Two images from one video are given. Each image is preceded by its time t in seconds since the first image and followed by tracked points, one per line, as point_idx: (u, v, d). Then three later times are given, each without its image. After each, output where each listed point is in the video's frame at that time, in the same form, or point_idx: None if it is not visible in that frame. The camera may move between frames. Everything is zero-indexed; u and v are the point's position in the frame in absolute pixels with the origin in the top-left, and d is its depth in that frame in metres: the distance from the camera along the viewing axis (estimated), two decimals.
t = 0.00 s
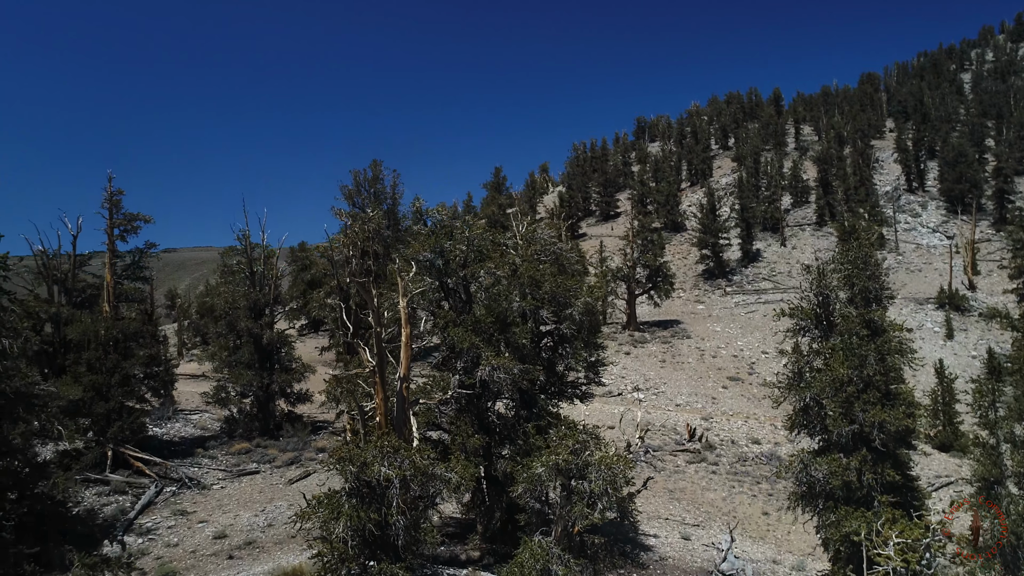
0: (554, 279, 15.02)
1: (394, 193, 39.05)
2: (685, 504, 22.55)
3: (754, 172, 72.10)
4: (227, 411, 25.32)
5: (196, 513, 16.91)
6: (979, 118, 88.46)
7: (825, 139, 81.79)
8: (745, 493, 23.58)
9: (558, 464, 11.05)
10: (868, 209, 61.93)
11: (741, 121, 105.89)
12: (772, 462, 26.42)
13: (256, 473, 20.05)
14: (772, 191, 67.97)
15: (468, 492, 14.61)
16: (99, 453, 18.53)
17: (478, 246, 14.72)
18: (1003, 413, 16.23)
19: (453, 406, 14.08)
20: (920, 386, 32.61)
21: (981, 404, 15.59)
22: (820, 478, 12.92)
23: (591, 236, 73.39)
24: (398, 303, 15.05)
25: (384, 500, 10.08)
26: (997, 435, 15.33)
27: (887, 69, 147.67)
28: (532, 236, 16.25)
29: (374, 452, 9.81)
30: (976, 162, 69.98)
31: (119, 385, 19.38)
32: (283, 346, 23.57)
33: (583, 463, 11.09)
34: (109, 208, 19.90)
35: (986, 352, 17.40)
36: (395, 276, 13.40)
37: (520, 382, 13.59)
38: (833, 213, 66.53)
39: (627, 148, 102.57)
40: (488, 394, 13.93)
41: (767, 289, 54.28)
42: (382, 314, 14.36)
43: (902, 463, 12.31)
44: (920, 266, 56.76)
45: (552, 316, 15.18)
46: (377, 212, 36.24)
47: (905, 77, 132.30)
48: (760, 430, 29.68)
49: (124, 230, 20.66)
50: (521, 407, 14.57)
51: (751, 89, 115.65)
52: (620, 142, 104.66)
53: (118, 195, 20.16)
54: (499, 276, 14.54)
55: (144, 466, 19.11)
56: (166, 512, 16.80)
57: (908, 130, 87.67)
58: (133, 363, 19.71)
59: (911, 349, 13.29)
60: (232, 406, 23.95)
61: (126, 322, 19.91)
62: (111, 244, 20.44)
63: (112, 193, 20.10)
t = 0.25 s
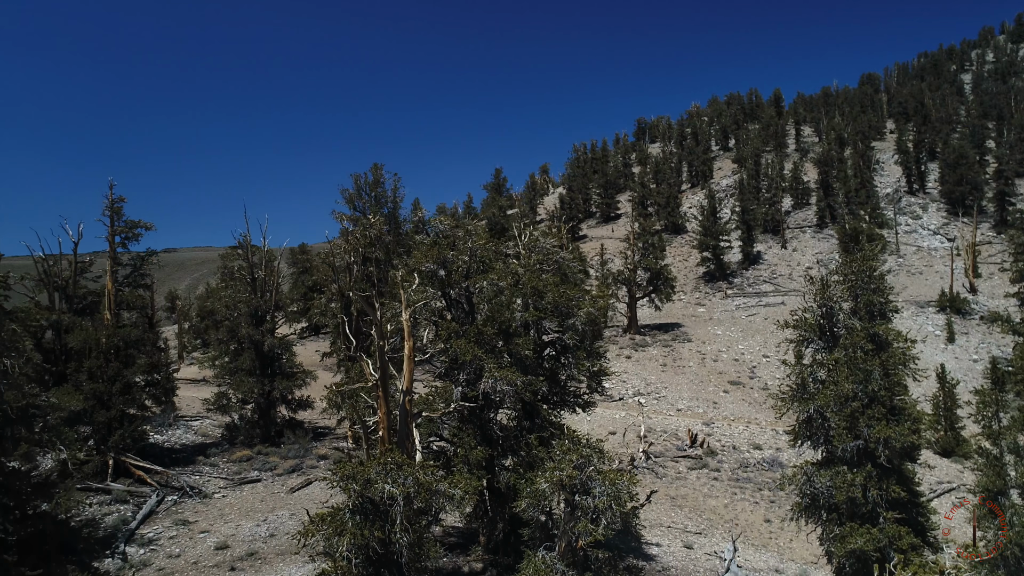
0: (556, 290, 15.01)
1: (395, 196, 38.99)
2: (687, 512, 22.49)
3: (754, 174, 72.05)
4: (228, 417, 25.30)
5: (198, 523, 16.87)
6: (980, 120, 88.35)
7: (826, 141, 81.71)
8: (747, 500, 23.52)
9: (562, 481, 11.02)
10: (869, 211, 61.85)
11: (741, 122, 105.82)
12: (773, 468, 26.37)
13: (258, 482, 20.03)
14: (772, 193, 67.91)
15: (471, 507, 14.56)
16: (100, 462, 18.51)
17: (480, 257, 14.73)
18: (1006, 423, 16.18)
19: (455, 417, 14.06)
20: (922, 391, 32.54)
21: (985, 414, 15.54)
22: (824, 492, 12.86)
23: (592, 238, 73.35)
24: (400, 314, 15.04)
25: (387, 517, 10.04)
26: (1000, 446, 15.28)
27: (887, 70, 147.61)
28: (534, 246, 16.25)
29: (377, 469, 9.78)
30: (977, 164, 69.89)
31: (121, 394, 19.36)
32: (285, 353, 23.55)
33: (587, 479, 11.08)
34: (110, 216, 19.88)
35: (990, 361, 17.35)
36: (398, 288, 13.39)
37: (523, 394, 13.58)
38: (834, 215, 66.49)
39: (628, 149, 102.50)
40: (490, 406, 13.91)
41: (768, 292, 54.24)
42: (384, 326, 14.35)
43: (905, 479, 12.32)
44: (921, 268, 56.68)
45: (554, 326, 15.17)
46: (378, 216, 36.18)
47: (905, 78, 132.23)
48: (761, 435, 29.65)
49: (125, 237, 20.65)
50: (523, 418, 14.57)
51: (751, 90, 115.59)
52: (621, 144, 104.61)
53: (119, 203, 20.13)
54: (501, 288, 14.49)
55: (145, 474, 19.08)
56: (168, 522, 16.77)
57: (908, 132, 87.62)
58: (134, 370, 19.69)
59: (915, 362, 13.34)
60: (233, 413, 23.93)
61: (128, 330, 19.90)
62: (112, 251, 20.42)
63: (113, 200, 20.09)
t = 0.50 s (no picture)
0: (561, 302, 14.96)
1: (396, 201, 38.91)
2: (690, 520, 22.44)
3: (755, 176, 71.97)
4: (229, 425, 25.24)
5: (201, 534, 16.80)
6: (980, 121, 88.31)
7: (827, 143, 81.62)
8: (750, 507, 23.46)
9: (569, 498, 11.01)
10: (870, 213, 61.77)
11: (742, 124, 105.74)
12: (776, 475, 26.31)
13: (261, 491, 20.00)
14: (773, 195, 67.87)
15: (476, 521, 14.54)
16: (103, 471, 18.47)
17: (485, 269, 14.68)
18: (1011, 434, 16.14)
19: (460, 431, 14.02)
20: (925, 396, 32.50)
21: (990, 426, 15.50)
22: (830, 505, 12.81)
23: (593, 240, 73.24)
24: (404, 326, 14.98)
25: (394, 536, 10.00)
26: (1006, 457, 15.18)
27: (887, 71, 147.57)
28: (538, 257, 16.22)
29: (384, 489, 9.73)
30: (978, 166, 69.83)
31: (123, 403, 19.30)
32: (287, 360, 23.51)
33: (594, 496, 11.08)
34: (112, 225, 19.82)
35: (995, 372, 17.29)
36: (403, 301, 13.34)
37: (528, 408, 13.55)
38: (835, 217, 66.45)
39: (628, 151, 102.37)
40: (493, 420, 13.86)
41: (769, 295, 54.18)
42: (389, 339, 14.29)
43: (912, 496, 12.33)
44: (923, 271, 56.63)
45: (558, 338, 15.13)
46: (379, 221, 36.10)
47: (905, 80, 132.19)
48: (763, 441, 29.60)
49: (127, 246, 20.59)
50: (527, 430, 14.55)
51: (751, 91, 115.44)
52: (621, 145, 104.53)
53: (121, 212, 20.07)
54: (506, 300, 14.43)
55: (149, 484, 19.05)
56: (171, 533, 16.71)
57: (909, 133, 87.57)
58: (137, 379, 19.64)
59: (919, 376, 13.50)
60: (235, 421, 23.89)
61: (130, 338, 19.85)
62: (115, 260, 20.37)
63: (115, 209, 20.03)
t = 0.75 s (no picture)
0: (565, 311, 14.93)
1: (397, 204, 38.85)
2: (692, 526, 22.42)
3: (756, 178, 71.91)
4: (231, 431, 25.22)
5: (204, 543, 16.76)
6: (981, 122, 88.21)
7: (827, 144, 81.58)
8: (753, 513, 23.42)
9: (574, 512, 11.01)
10: (871, 214, 61.70)
11: (742, 125, 105.66)
12: (778, 480, 26.28)
13: (263, 498, 19.98)
14: (774, 197, 67.84)
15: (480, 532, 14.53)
16: (105, 479, 18.46)
17: (488, 279, 14.66)
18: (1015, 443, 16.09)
19: (463, 442, 14.00)
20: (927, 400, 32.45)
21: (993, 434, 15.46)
22: (835, 517, 12.78)
23: (594, 242, 73.24)
24: (407, 336, 14.97)
25: (399, 550, 9.97)
26: (1009, 466, 15.11)
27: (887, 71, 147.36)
28: (541, 265, 16.22)
29: (389, 504, 9.71)
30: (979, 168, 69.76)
31: (125, 411, 19.28)
32: (289, 366, 23.50)
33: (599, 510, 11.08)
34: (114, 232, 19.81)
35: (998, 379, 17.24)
36: (407, 312, 13.33)
37: (532, 419, 13.53)
38: (836, 218, 66.45)
39: (628, 152, 102.31)
40: (497, 430, 13.84)
41: (770, 297, 54.15)
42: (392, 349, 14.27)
43: (917, 509, 12.31)
44: (923, 273, 56.61)
45: (561, 348, 15.10)
46: (380, 224, 36.07)
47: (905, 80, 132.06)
48: (765, 445, 29.56)
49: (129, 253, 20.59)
50: (531, 439, 14.53)
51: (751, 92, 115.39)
52: (621, 146, 104.47)
53: (124, 219, 20.06)
54: (509, 309, 14.41)
55: (151, 492, 19.04)
56: (174, 542, 16.67)
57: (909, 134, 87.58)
58: (139, 386, 19.62)
59: (924, 386, 13.54)
60: (237, 427, 23.86)
61: (133, 345, 19.86)
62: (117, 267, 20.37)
63: (117, 216, 20.04)
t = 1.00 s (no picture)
0: (568, 318, 14.95)
1: (399, 207, 38.88)
2: (695, 530, 22.41)
3: (757, 179, 71.91)
4: (234, 436, 25.24)
5: (207, 549, 16.75)
6: (982, 123, 88.10)
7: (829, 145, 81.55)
8: (755, 518, 23.41)
9: (579, 522, 11.02)
10: (873, 216, 61.70)
11: (743, 125, 105.62)
12: (780, 484, 26.27)
13: (266, 504, 20.02)
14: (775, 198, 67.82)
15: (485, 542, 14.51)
16: (109, 485, 18.49)
17: (492, 287, 14.69)
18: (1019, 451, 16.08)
19: (469, 450, 14.00)
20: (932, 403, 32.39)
21: (998, 443, 15.45)
22: (840, 526, 12.79)
23: (595, 243, 73.28)
24: (411, 344, 15.00)
25: (403, 562, 9.98)
26: (1013, 473, 15.07)
27: (888, 72, 147.19)
28: (544, 273, 16.29)
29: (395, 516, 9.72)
30: (981, 169, 69.67)
31: (129, 417, 19.31)
32: (292, 371, 23.53)
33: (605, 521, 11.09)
34: (118, 237, 19.91)
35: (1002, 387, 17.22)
36: (412, 321, 13.37)
37: (536, 427, 13.55)
38: (837, 220, 66.45)
39: (629, 153, 102.42)
40: (501, 439, 13.86)
41: (772, 299, 54.17)
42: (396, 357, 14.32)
43: (922, 520, 12.32)
44: (925, 275, 56.61)
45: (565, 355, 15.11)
46: (382, 228, 36.10)
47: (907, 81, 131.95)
48: (767, 449, 29.56)
49: (132, 259, 20.67)
50: (535, 447, 14.56)
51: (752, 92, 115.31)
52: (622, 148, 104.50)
53: (127, 225, 20.10)
54: (513, 317, 14.43)
55: (154, 498, 19.06)
56: (177, 548, 16.66)
57: (910, 135, 87.56)
58: (142, 392, 19.68)
59: (927, 395, 13.58)
60: (240, 431, 23.91)
61: (136, 351, 19.93)
62: (120, 272, 20.46)
63: (121, 222, 20.12)
